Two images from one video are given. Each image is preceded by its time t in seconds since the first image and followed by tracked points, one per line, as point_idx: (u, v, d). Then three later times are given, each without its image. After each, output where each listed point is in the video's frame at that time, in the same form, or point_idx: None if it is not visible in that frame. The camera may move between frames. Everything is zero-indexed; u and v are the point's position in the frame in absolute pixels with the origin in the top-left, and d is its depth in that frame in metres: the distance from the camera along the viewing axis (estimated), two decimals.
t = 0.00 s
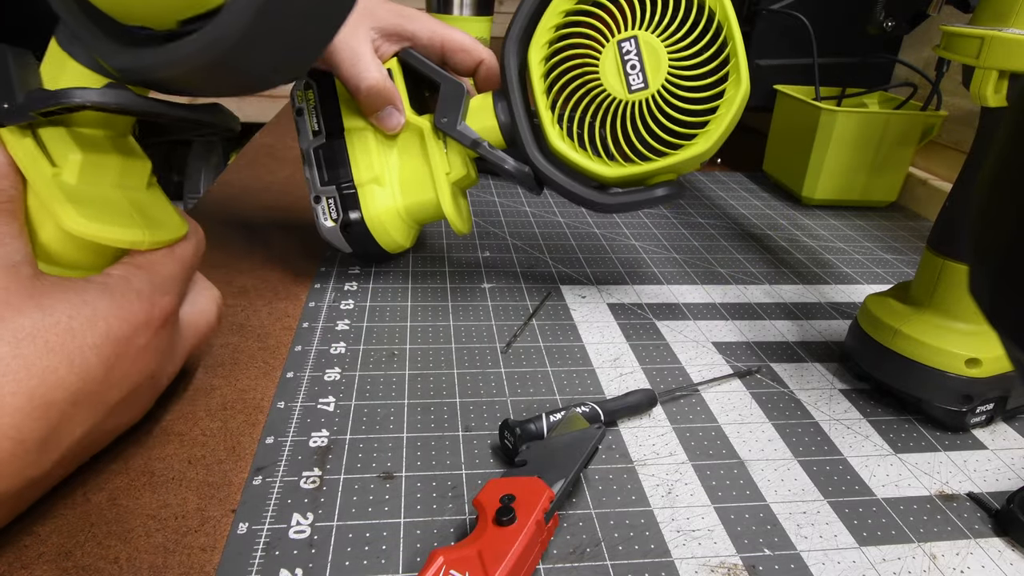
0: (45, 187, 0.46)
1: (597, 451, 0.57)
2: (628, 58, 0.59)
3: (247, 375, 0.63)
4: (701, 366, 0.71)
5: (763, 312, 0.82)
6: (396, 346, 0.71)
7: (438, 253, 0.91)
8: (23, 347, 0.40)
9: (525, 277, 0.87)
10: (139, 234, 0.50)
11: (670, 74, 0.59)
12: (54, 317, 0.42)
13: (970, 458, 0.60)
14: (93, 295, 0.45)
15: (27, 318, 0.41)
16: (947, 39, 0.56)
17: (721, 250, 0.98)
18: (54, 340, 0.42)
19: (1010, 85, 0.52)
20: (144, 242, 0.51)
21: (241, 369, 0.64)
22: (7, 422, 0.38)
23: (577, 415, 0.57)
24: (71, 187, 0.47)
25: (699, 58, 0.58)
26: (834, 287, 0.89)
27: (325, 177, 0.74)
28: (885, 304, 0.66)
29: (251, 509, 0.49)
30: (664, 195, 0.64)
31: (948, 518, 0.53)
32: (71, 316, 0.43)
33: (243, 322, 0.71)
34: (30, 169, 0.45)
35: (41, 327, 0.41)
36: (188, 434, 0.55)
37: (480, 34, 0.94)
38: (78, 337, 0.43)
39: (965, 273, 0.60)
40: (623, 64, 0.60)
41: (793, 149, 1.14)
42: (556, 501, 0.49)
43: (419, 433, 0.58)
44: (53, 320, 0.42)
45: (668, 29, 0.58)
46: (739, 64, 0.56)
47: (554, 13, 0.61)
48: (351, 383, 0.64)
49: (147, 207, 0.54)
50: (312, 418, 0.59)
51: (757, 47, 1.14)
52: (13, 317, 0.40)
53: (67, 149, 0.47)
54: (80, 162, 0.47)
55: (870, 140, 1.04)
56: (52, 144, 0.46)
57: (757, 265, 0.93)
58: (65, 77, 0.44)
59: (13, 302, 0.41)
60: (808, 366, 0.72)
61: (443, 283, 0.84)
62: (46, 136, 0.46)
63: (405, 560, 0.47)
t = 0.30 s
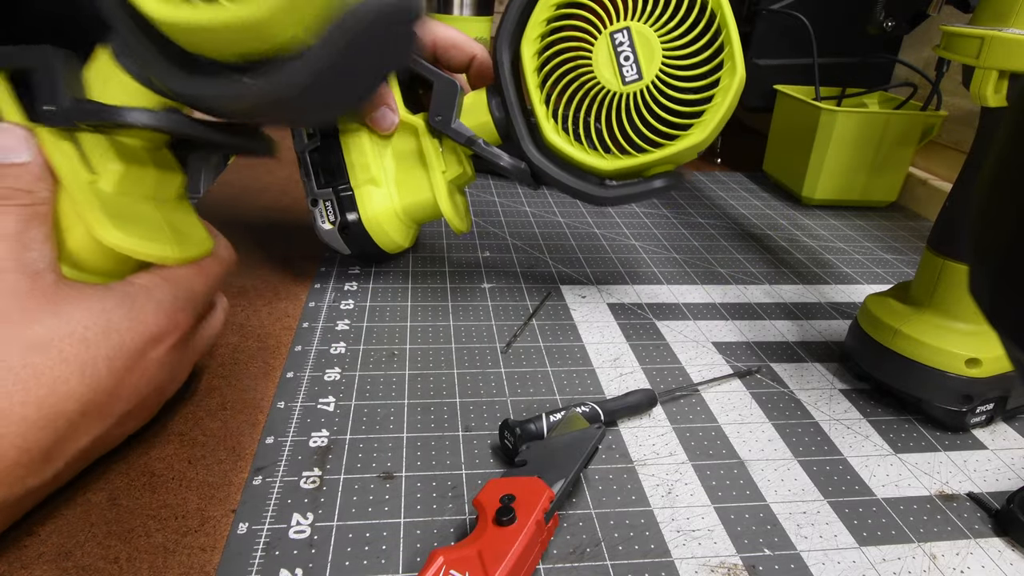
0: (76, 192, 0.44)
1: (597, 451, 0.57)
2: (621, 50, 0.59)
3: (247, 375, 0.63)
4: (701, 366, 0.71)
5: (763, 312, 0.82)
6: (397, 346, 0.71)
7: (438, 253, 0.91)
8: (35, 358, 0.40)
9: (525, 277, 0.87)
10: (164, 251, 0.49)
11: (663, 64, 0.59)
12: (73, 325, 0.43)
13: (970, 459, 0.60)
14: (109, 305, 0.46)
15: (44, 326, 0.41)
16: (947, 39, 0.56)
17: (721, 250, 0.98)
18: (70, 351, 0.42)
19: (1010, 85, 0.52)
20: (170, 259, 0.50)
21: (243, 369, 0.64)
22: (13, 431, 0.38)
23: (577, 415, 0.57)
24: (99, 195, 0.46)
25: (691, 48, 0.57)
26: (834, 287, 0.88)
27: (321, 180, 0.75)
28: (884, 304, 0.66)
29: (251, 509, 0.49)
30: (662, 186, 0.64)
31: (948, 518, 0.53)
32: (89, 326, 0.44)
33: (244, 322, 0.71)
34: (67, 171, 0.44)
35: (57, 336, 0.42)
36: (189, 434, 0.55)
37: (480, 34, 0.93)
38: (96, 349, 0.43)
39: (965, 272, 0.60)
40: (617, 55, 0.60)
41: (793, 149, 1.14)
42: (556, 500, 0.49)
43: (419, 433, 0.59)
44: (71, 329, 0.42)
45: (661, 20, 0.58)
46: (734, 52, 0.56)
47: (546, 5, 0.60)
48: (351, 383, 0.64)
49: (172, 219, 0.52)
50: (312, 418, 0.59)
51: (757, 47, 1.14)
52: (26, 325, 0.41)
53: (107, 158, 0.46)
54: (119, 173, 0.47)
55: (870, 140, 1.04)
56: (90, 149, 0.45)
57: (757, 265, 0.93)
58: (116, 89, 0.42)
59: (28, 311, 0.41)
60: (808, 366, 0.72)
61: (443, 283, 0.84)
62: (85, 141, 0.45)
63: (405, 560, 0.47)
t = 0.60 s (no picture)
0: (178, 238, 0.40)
1: (597, 451, 0.57)
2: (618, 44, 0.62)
3: (248, 375, 0.63)
4: (702, 366, 0.71)
5: (763, 312, 0.82)
6: (396, 346, 0.71)
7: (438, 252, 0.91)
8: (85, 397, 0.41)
9: (525, 277, 0.87)
10: (233, 314, 0.45)
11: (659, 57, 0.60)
12: (129, 366, 0.43)
13: (970, 458, 0.60)
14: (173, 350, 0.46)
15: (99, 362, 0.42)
16: (947, 39, 0.56)
17: (721, 250, 0.98)
18: (119, 393, 0.43)
19: (1010, 85, 0.52)
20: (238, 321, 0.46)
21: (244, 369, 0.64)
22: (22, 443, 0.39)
23: (577, 415, 0.57)
24: (204, 248, 0.41)
25: (685, 38, 0.60)
26: (834, 287, 0.89)
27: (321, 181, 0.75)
28: (884, 304, 0.66)
29: (251, 509, 0.49)
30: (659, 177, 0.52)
31: (948, 518, 0.53)
32: (142, 368, 0.44)
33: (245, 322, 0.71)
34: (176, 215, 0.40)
35: (108, 376, 0.42)
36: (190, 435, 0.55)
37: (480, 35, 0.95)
38: (144, 395, 0.45)
39: (965, 273, 0.60)
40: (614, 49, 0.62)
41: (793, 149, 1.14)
42: (556, 500, 0.49)
43: (419, 433, 0.59)
44: (126, 369, 0.43)
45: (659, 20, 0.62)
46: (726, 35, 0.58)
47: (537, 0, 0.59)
48: (351, 383, 0.64)
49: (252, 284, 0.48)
50: (312, 418, 0.59)
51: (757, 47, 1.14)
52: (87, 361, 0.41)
53: (222, 213, 0.40)
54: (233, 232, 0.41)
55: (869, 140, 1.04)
56: (211, 200, 0.40)
57: (757, 265, 0.93)
58: (255, 153, 0.35)
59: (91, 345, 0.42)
60: (808, 366, 0.72)
61: (442, 283, 0.84)
62: (204, 192, 0.40)
63: (404, 560, 0.47)
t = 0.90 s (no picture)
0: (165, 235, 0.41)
1: (597, 451, 0.57)
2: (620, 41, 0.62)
3: (248, 375, 0.63)
4: (702, 366, 0.71)
5: (763, 312, 0.82)
6: (397, 346, 0.71)
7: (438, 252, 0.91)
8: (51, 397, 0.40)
9: (525, 277, 0.87)
10: (216, 317, 0.47)
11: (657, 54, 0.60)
12: (98, 369, 0.41)
13: (970, 458, 0.60)
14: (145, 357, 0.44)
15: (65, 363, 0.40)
16: (947, 39, 0.56)
17: (721, 250, 0.98)
18: (89, 395, 0.41)
19: (1010, 85, 0.52)
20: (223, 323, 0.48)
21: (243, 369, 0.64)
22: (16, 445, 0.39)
23: (577, 415, 0.57)
24: (188, 246, 0.42)
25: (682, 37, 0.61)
26: (834, 287, 0.89)
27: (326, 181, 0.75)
28: (884, 304, 0.66)
29: (251, 509, 0.49)
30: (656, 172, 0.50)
31: (948, 518, 0.53)
32: (113, 374, 0.42)
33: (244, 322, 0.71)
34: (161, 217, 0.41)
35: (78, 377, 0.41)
36: (189, 434, 0.55)
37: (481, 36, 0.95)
38: (115, 401, 0.43)
39: (965, 273, 0.60)
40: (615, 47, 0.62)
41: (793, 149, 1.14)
42: (556, 500, 0.49)
43: (419, 433, 0.58)
44: (94, 373, 0.41)
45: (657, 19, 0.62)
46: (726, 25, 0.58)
47: None
48: (351, 383, 0.64)
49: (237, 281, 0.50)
50: (312, 418, 0.59)
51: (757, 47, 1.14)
52: (54, 362, 0.40)
53: (207, 216, 0.42)
54: (217, 235, 0.43)
55: (869, 140, 1.04)
56: (196, 202, 0.42)
57: (757, 265, 0.93)
58: (245, 152, 0.37)
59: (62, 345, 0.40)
60: (808, 366, 0.72)
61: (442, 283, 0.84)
62: (192, 194, 0.42)
63: (405, 560, 0.47)
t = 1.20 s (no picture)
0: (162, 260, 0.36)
1: (597, 451, 0.57)
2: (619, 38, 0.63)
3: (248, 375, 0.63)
4: (702, 366, 0.71)
5: (763, 312, 0.82)
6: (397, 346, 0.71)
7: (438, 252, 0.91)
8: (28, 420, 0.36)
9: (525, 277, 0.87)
10: (213, 340, 0.41)
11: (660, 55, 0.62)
12: (83, 390, 0.37)
13: (970, 458, 0.60)
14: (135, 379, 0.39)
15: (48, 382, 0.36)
16: (947, 39, 0.56)
17: (721, 250, 0.98)
18: (70, 415, 0.37)
19: (1010, 85, 0.52)
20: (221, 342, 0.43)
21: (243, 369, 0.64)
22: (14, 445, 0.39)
23: (577, 415, 0.57)
24: (187, 271, 0.36)
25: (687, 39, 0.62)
26: (834, 287, 0.89)
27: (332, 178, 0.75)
28: (884, 304, 0.66)
29: (251, 509, 0.49)
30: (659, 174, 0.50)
31: (948, 518, 0.53)
32: (101, 393, 0.38)
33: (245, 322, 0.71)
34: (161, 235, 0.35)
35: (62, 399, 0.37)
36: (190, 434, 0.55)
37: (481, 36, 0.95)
38: (99, 419, 0.39)
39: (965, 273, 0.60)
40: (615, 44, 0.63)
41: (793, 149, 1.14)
42: (556, 500, 0.49)
43: (418, 433, 0.58)
44: (80, 393, 0.37)
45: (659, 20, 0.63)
46: (726, 25, 0.58)
47: None
48: (351, 383, 0.64)
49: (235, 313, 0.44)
50: (312, 418, 0.59)
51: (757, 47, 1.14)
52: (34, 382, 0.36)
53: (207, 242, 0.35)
54: (221, 261, 0.36)
55: (869, 140, 1.04)
56: (195, 226, 0.35)
57: (757, 265, 0.93)
58: (247, 182, 0.31)
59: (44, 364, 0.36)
60: (808, 366, 0.72)
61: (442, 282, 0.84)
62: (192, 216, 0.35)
63: (404, 560, 0.47)
